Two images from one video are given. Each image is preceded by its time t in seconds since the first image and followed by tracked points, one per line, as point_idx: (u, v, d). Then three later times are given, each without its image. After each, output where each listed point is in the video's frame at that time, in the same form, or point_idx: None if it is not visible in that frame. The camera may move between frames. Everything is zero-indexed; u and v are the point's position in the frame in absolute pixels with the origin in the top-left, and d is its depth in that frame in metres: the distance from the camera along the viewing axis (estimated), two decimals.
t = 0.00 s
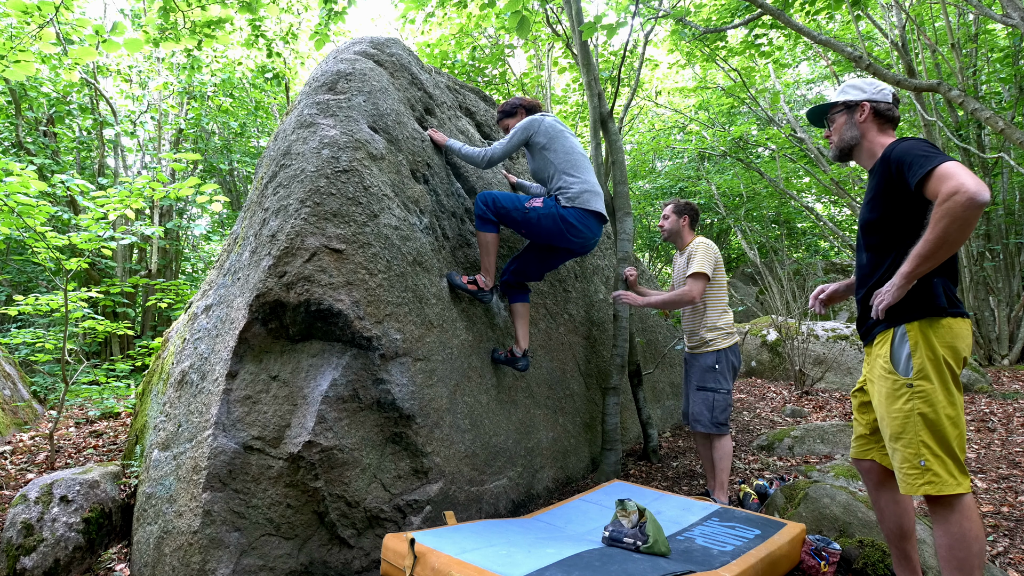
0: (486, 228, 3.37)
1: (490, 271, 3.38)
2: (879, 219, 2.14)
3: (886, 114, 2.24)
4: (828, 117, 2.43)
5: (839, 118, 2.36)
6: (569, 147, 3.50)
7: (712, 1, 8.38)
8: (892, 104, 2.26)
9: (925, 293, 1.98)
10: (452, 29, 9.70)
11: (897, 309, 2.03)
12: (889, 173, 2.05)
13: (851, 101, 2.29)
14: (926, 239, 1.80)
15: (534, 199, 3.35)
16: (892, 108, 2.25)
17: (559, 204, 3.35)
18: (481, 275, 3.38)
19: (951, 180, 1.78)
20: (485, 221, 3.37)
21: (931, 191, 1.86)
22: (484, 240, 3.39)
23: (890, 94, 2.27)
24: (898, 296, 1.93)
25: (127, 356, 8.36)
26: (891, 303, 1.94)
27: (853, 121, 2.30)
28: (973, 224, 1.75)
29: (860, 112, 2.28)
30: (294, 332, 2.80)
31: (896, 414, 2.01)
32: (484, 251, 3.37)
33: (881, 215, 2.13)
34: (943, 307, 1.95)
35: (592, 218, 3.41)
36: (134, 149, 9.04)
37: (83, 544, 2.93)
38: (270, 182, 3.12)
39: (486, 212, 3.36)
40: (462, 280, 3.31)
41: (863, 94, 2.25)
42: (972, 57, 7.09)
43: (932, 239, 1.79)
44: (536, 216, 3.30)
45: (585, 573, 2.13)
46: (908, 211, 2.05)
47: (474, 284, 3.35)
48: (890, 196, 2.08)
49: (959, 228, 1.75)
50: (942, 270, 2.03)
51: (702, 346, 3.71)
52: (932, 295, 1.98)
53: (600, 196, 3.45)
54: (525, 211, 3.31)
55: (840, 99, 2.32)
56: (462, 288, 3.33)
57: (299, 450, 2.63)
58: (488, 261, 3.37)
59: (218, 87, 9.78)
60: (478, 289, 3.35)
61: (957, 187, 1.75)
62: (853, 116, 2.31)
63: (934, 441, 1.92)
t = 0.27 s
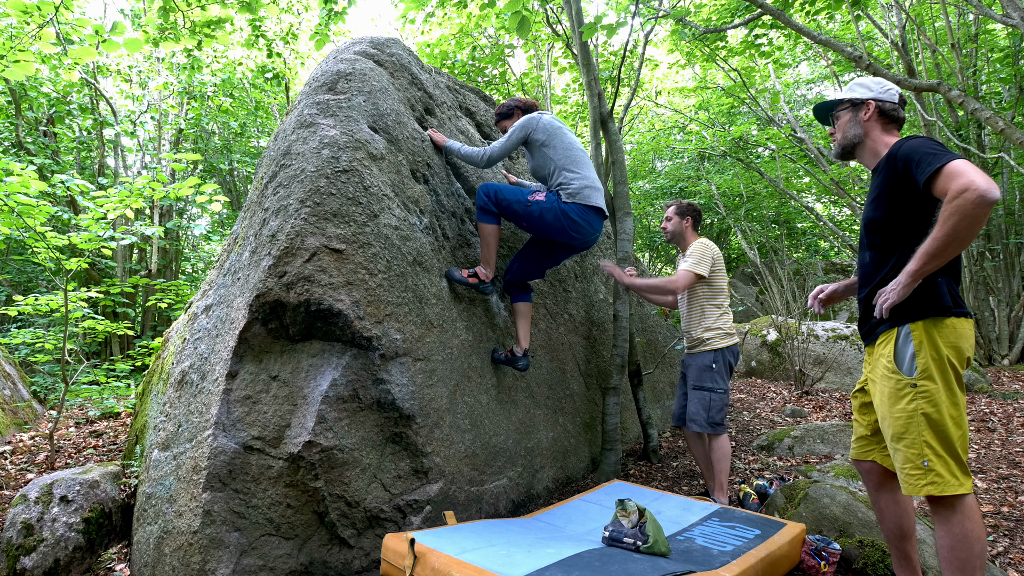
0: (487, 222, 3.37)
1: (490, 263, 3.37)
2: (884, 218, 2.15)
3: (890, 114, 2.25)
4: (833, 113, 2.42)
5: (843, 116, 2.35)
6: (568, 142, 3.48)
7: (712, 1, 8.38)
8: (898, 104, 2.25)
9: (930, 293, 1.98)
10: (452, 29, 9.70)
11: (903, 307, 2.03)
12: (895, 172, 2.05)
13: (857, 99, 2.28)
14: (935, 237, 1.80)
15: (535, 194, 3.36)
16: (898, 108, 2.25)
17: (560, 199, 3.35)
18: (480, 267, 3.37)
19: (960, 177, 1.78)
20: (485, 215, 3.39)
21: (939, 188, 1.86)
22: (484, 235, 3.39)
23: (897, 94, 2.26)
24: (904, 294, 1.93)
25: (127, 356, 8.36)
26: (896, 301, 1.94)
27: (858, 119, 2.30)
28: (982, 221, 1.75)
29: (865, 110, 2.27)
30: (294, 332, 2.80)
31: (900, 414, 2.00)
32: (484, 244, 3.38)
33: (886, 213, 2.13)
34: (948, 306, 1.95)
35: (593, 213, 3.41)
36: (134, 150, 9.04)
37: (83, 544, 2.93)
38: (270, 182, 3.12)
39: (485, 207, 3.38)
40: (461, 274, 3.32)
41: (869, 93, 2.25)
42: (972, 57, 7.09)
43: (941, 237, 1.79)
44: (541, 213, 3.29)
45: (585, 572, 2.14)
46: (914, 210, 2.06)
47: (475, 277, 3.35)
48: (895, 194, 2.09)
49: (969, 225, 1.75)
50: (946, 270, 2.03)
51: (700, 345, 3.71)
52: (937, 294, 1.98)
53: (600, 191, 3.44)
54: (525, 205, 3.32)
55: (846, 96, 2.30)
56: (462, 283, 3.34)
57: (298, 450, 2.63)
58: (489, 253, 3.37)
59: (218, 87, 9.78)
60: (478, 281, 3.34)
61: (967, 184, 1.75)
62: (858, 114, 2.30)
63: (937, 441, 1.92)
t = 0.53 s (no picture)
0: (488, 230, 3.34)
1: (489, 270, 3.37)
2: (888, 217, 2.14)
3: (896, 114, 2.24)
4: (839, 111, 2.42)
5: (850, 113, 2.36)
6: (567, 140, 3.48)
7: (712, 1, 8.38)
8: (904, 104, 2.25)
9: (934, 293, 1.98)
10: (452, 29, 9.71)
11: (905, 308, 2.03)
12: (901, 170, 2.05)
13: (864, 96, 2.29)
14: (941, 236, 1.80)
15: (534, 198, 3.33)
16: (903, 108, 2.24)
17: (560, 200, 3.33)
18: (479, 274, 3.37)
19: (968, 177, 1.77)
20: (485, 223, 3.35)
21: (945, 187, 1.86)
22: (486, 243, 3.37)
23: (904, 93, 2.25)
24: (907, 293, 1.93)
25: (127, 356, 8.37)
26: (899, 301, 1.94)
27: (863, 116, 2.30)
28: (989, 221, 1.75)
29: (871, 108, 2.28)
30: (294, 332, 2.80)
31: (902, 414, 2.00)
32: (483, 251, 3.35)
33: (890, 212, 2.13)
34: (951, 306, 1.96)
35: (594, 210, 3.41)
36: (134, 150, 9.05)
37: (83, 544, 2.93)
38: (269, 182, 3.12)
39: (485, 213, 3.33)
40: (461, 279, 3.29)
41: (877, 91, 2.24)
42: (972, 57, 7.09)
43: (947, 236, 1.78)
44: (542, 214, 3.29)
45: (585, 572, 2.13)
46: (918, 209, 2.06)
47: (474, 283, 3.34)
48: (900, 193, 2.09)
49: (975, 225, 1.75)
50: (949, 270, 2.04)
51: (695, 344, 3.72)
52: (940, 294, 1.98)
53: (600, 188, 3.44)
54: (526, 210, 3.31)
55: (853, 93, 2.31)
56: (462, 288, 3.32)
57: (299, 450, 2.63)
58: (487, 260, 3.35)
59: (218, 87, 9.78)
60: (479, 288, 3.35)
61: (974, 184, 1.74)
62: (863, 112, 2.30)
63: (939, 441, 1.92)
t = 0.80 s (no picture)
0: (482, 229, 3.37)
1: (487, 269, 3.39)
2: (890, 216, 2.14)
3: (899, 112, 2.24)
4: (842, 110, 2.42)
5: (853, 112, 2.36)
6: (559, 134, 3.49)
7: (712, 1, 8.38)
8: (908, 102, 2.25)
9: (935, 294, 1.98)
10: (452, 29, 9.71)
11: (905, 308, 2.03)
12: (905, 170, 2.05)
13: (868, 94, 2.29)
14: (943, 236, 1.80)
15: (524, 195, 3.34)
16: (907, 107, 2.24)
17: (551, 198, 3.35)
18: (478, 274, 3.39)
19: (972, 177, 1.77)
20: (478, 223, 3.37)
21: (949, 188, 1.86)
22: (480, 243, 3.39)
23: (907, 92, 2.25)
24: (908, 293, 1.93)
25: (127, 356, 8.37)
26: (900, 301, 1.94)
27: (866, 115, 2.30)
28: (991, 223, 1.75)
29: (874, 107, 2.28)
30: (294, 332, 2.80)
31: (901, 414, 2.00)
32: (479, 251, 3.38)
33: (892, 212, 2.13)
34: (952, 306, 1.96)
35: (585, 207, 3.45)
36: (134, 150, 9.05)
37: (83, 544, 2.93)
38: (269, 182, 3.12)
39: (477, 213, 3.36)
40: (461, 279, 3.31)
41: (880, 90, 2.25)
42: (972, 57, 7.09)
43: (949, 237, 1.78)
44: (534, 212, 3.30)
45: (585, 573, 2.13)
46: (920, 209, 2.06)
47: (474, 283, 3.36)
48: (903, 193, 2.09)
49: (978, 226, 1.75)
50: (950, 271, 2.04)
51: (693, 344, 3.71)
52: (941, 295, 1.98)
53: (591, 183, 3.48)
54: (516, 207, 3.32)
55: (856, 92, 2.31)
56: (462, 288, 3.33)
57: (299, 450, 2.63)
58: (484, 260, 3.39)
59: (218, 87, 9.78)
60: (478, 288, 3.36)
61: (978, 184, 1.74)
62: (866, 111, 2.31)
63: (938, 441, 1.92)
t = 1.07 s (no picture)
0: (478, 228, 3.40)
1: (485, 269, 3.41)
2: (892, 216, 2.14)
3: (900, 112, 2.24)
4: (843, 110, 2.43)
5: (853, 111, 2.36)
6: (540, 113, 3.52)
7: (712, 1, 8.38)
8: (909, 102, 2.25)
9: (936, 294, 1.98)
10: (452, 29, 9.72)
11: (905, 308, 2.03)
12: (906, 170, 2.05)
13: (869, 94, 2.29)
14: (944, 237, 1.80)
15: (513, 178, 3.35)
16: (909, 106, 2.24)
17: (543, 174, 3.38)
18: (477, 274, 3.40)
19: (973, 178, 1.77)
20: (474, 222, 3.40)
21: (950, 188, 1.86)
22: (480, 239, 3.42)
23: (908, 91, 2.26)
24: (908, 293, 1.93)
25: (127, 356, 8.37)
26: (900, 301, 1.94)
27: (867, 115, 2.30)
28: (992, 224, 1.75)
29: (875, 107, 2.28)
30: (294, 332, 2.80)
31: (901, 414, 2.00)
32: (476, 251, 3.40)
33: (894, 212, 2.13)
34: (952, 306, 1.96)
35: (579, 173, 3.48)
36: (134, 150, 9.05)
37: (83, 544, 2.93)
38: (269, 182, 3.12)
39: (471, 210, 3.38)
40: (461, 279, 3.31)
41: (880, 90, 2.25)
42: (972, 57, 7.09)
43: (950, 237, 1.78)
44: (533, 196, 3.33)
45: (585, 573, 2.13)
46: (921, 209, 2.06)
47: (473, 283, 3.36)
48: (905, 193, 2.09)
49: (979, 226, 1.75)
50: (951, 271, 2.03)
51: (692, 344, 3.71)
52: (941, 295, 1.98)
53: (580, 152, 3.49)
54: (509, 192, 3.34)
55: (857, 92, 2.31)
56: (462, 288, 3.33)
57: (299, 450, 2.63)
58: (481, 260, 3.42)
59: (218, 87, 9.78)
60: (478, 287, 3.36)
61: (979, 185, 1.74)
62: (867, 110, 2.31)
63: (938, 441, 1.92)
